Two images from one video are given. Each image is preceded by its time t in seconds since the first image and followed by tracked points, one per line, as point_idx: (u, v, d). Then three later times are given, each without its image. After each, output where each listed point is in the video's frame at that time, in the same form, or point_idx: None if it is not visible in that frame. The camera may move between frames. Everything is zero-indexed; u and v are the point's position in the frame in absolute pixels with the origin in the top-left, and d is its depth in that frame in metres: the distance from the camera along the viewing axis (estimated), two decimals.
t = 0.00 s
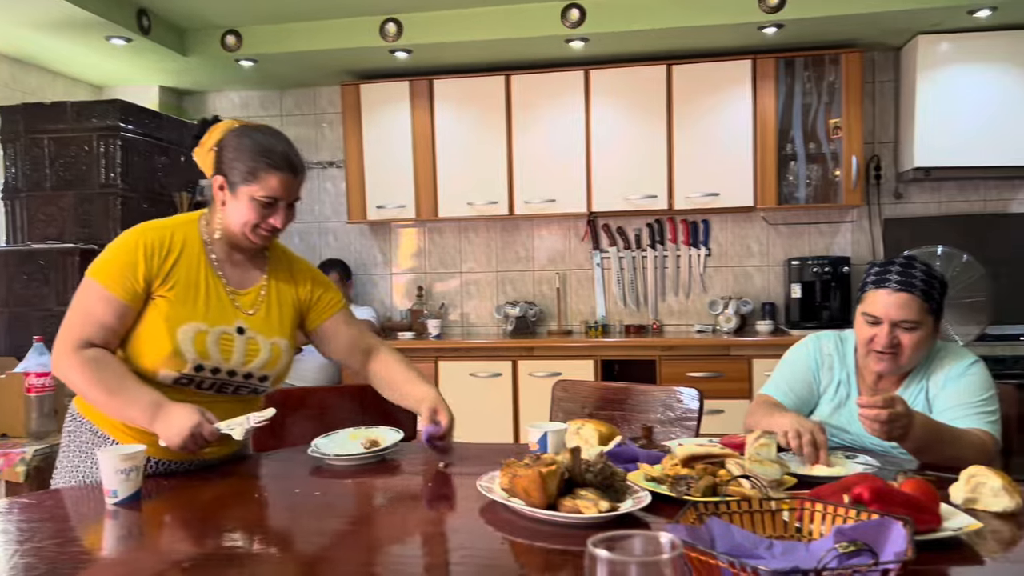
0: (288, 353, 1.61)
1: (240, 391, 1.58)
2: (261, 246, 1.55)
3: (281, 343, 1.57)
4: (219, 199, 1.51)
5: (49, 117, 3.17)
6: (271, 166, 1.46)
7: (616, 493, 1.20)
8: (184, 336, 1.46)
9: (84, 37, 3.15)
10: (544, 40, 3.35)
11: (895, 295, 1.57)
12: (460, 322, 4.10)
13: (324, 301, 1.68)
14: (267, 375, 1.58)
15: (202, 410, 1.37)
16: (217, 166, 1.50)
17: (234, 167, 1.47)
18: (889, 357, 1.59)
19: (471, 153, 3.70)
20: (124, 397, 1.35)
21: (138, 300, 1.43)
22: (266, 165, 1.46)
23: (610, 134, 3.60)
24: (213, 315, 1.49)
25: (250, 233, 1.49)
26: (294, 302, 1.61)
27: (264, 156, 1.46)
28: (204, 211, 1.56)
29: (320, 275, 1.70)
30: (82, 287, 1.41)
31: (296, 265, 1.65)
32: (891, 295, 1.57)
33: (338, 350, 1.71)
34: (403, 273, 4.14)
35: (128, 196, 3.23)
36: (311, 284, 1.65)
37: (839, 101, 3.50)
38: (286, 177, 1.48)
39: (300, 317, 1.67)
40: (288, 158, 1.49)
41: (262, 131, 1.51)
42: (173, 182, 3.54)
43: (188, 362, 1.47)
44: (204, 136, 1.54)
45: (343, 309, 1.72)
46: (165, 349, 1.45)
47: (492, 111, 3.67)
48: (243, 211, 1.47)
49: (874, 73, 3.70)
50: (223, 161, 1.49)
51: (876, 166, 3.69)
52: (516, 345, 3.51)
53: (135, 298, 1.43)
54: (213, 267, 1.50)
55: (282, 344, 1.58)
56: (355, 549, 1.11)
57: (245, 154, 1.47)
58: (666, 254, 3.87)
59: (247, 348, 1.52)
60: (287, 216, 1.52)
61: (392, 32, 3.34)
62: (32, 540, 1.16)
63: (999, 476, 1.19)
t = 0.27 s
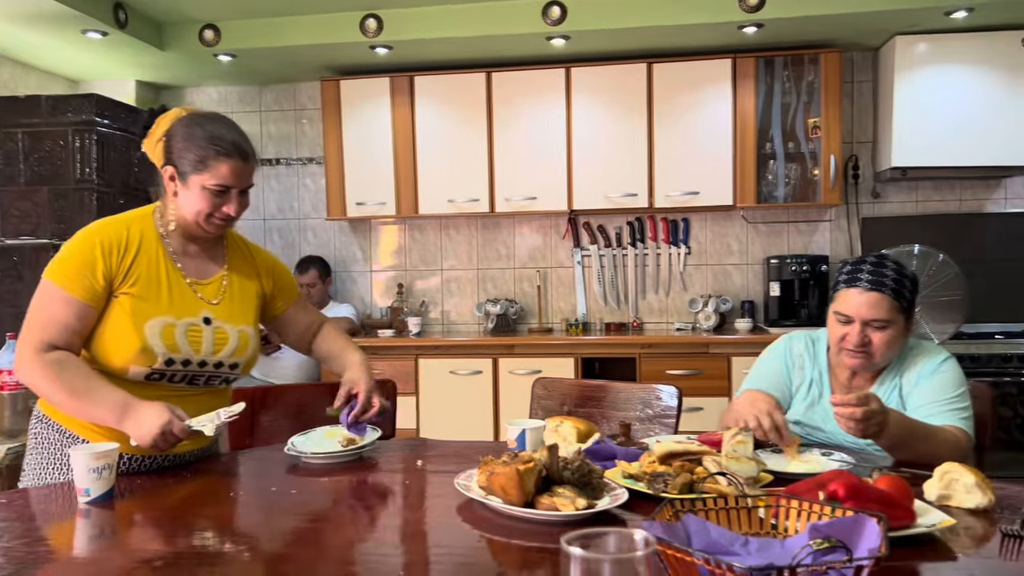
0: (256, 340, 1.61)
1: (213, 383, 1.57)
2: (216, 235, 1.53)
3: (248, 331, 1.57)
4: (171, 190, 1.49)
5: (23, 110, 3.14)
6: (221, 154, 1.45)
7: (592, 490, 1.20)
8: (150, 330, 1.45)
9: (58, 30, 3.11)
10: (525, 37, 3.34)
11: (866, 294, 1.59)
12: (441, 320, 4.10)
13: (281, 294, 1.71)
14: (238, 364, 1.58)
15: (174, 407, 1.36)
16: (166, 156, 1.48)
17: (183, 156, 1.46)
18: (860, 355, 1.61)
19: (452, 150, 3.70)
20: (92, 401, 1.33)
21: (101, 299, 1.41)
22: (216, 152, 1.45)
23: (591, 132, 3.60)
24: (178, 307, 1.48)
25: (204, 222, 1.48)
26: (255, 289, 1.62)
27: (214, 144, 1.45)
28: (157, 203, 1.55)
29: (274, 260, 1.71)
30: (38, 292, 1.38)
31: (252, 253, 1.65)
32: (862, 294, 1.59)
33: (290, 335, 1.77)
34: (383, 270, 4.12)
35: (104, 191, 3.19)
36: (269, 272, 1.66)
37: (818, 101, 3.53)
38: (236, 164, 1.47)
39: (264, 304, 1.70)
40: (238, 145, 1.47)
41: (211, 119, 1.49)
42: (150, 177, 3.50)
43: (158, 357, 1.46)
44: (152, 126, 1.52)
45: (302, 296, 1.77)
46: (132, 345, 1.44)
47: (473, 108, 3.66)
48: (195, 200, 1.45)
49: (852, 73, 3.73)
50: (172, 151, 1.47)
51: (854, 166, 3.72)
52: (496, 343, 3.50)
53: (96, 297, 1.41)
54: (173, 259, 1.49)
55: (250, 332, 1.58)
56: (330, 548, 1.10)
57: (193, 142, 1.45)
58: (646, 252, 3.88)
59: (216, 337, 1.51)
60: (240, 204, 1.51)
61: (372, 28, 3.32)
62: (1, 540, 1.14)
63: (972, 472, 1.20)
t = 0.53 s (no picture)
0: (236, 335, 1.60)
1: (194, 378, 1.56)
2: (193, 230, 1.53)
3: (228, 325, 1.57)
4: (147, 184, 1.48)
5: (5, 105, 3.11)
6: (198, 148, 1.44)
7: (577, 486, 1.20)
8: (129, 326, 1.44)
9: (42, 24, 3.08)
10: (513, 35, 3.34)
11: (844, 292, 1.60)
12: (428, 318, 4.09)
13: (259, 289, 1.71)
14: (219, 358, 1.57)
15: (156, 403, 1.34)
16: (141, 150, 1.47)
17: (160, 151, 1.45)
18: (840, 352, 1.61)
19: (439, 148, 3.69)
20: (71, 397, 1.31)
21: (79, 295, 1.40)
22: (193, 147, 1.45)
23: (579, 130, 3.60)
24: (157, 302, 1.47)
25: (182, 217, 1.48)
26: (234, 285, 1.61)
27: (190, 138, 1.44)
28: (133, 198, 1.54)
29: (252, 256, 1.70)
30: (15, 289, 1.37)
31: (229, 247, 1.65)
32: (841, 291, 1.60)
33: (268, 329, 1.76)
34: (370, 267, 4.11)
35: (88, 187, 3.17)
36: (246, 266, 1.66)
37: (804, 100, 3.54)
38: (213, 158, 1.46)
39: (242, 300, 1.69)
40: (215, 138, 1.47)
41: (188, 112, 1.49)
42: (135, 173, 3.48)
43: (139, 352, 1.45)
44: (128, 121, 1.51)
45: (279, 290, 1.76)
46: (112, 341, 1.43)
47: (460, 105, 3.66)
48: (172, 195, 1.45)
49: (839, 73, 3.74)
50: (148, 146, 1.46)
51: (841, 165, 3.74)
52: (483, 341, 3.50)
53: (74, 293, 1.40)
54: (151, 255, 1.48)
55: (230, 326, 1.57)
56: (315, 545, 1.09)
57: (169, 137, 1.44)
58: (634, 250, 3.89)
59: (196, 332, 1.50)
60: (217, 198, 1.50)
61: (359, 24, 3.31)
62: None
63: (954, 468, 1.21)
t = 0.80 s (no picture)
0: (228, 333, 1.59)
1: (184, 376, 1.55)
2: (187, 227, 1.51)
3: (220, 324, 1.56)
4: (140, 181, 1.46)
5: None
6: (193, 146, 1.43)
7: (569, 484, 1.20)
8: (118, 323, 1.43)
9: (32, 19, 3.07)
10: (506, 32, 3.33)
11: (833, 290, 1.60)
12: (420, 316, 4.09)
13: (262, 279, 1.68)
14: (210, 357, 1.56)
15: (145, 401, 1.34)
16: (136, 147, 1.45)
17: (154, 148, 1.43)
18: (831, 351, 1.61)
19: (432, 145, 3.68)
20: (59, 393, 1.30)
21: (67, 292, 1.39)
22: (188, 145, 1.43)
23: (571, 128, 3.60)
24: (147, 300, 1.46)
25: (175, 215, 1.46)
26: (228, 283, 1.60)
27: (186, 136, 1.43)
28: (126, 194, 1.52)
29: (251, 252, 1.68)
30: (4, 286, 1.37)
31: (225, 243, 1.63)
32: (830, 290, 1.60)
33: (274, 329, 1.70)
34: (363, 265, 4.10)
35: (78, 183, 3.15)
36: (242, 262, 1.64)
37: (797, 99, 3.55)
38: (209, 157, 1.45)
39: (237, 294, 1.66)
40: (210, 136, 1.45)
41: (183, 109, 1.47)
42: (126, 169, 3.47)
43: (127, 350, 1.44)
44: (122, 116, 1.49)
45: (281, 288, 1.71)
46: (100, 339, 1.42)
47: (453, 102, 3.65)
48: (166, 193, 1.43)
49: (831, 72, 3.75)
50: (143, 143, 1.45)
51: (833, 164, 3.75)
52: (476, 339, 3.49)
53: (63, 290, 1.39)
54: (142, 252, 1.47)
55: (221, 324, 1.56)
56: (304, 541, 1.09)
57: (164, 134, 1.43)
58: (626, 249, 3.89)
59: (186, 330, 1.49)
60: (212, 197, 1.49)
61: (352, 21, 3.30)
62: None
63: (945, 466, 1.21)
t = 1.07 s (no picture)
0: (230, 335, 1.58)
1: (184, 378, 1.55)
2: (191, 230, 1.50)
3: (222, 326, 1.55)
4: (144, 183, 1.46)
5: None
6: (197, 150, 1.41)
7: (566, 482, 1.20)
8: (118, 326, 1.43)
9: (29, 17, 3.06)
10: (504, 30, 3.33)
11: (831, 289, 1.60)
12: (418, 314, 4.09)
13: (266, 279, 1.66)
14: (211, 359, 1.56)
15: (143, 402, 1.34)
16: (142, 149, 1.45)
17: (159, 150, 1.43)
18: (827, 348, 1.62)
19: (430, 143, 3.68)
20: (59, 393, 1.31)
21: (68, 294, 1.40)
22: (191, 149, 1.42)
23: (570, 126, 3.60)
24: (147, 303, 1.46)
25: (178, 218, 1.45)
26: (232, 285, 1.59)
27: (189, 139, 1.41)
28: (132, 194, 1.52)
29: (258, 253, 1.66)
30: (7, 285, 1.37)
31: (231, 243, 1.61)
32: (827, 289, 1.60)
33: (272, 332, 1.67)
34: (361, 263, 4.10)
35: (76, 180, 3.15)
36: (248, 264, 1.63)
37: (795, 98, 3.55)
38: (212, 161, 1.43)
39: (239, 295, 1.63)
40: (214, 140, 1.44)
41: (189, 111, 1.45)
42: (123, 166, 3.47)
43: (125, 353, 1.45)
44: (129, 116, 1.49)
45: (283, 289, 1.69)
46: (99, 341, 1.43)
47: (451, 101, 3.65)
48: (169, 196, 1.42)
49: (829, 71, 3.75)
50: (148, 144, 1.44)
51: (831, 163, 3.75)
52: (473, 337, 3.49)
53: (64, 291, 1.39)
54: (144, 253, 1.47)
55: (223, 327, 1.55)
56: (301, 539, 1.09)
57: (169, 137, 1.42)
58: (624, 247, 3.89)
59: (186, 333, 1.49)
60: (216, 200, 1.48)
61: (350, 19, 3.30)
62: None
63: (942, 464, 1.22)
